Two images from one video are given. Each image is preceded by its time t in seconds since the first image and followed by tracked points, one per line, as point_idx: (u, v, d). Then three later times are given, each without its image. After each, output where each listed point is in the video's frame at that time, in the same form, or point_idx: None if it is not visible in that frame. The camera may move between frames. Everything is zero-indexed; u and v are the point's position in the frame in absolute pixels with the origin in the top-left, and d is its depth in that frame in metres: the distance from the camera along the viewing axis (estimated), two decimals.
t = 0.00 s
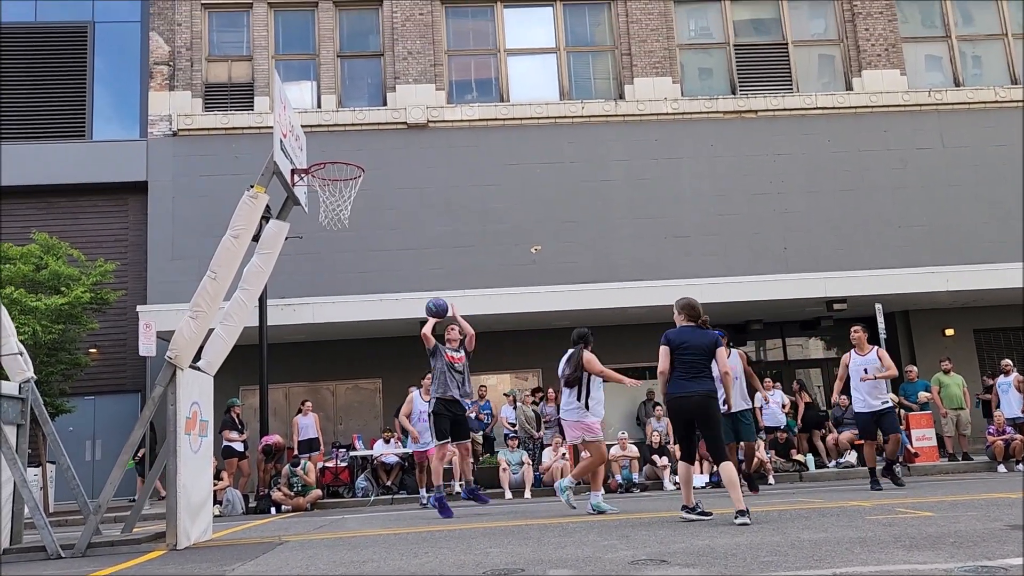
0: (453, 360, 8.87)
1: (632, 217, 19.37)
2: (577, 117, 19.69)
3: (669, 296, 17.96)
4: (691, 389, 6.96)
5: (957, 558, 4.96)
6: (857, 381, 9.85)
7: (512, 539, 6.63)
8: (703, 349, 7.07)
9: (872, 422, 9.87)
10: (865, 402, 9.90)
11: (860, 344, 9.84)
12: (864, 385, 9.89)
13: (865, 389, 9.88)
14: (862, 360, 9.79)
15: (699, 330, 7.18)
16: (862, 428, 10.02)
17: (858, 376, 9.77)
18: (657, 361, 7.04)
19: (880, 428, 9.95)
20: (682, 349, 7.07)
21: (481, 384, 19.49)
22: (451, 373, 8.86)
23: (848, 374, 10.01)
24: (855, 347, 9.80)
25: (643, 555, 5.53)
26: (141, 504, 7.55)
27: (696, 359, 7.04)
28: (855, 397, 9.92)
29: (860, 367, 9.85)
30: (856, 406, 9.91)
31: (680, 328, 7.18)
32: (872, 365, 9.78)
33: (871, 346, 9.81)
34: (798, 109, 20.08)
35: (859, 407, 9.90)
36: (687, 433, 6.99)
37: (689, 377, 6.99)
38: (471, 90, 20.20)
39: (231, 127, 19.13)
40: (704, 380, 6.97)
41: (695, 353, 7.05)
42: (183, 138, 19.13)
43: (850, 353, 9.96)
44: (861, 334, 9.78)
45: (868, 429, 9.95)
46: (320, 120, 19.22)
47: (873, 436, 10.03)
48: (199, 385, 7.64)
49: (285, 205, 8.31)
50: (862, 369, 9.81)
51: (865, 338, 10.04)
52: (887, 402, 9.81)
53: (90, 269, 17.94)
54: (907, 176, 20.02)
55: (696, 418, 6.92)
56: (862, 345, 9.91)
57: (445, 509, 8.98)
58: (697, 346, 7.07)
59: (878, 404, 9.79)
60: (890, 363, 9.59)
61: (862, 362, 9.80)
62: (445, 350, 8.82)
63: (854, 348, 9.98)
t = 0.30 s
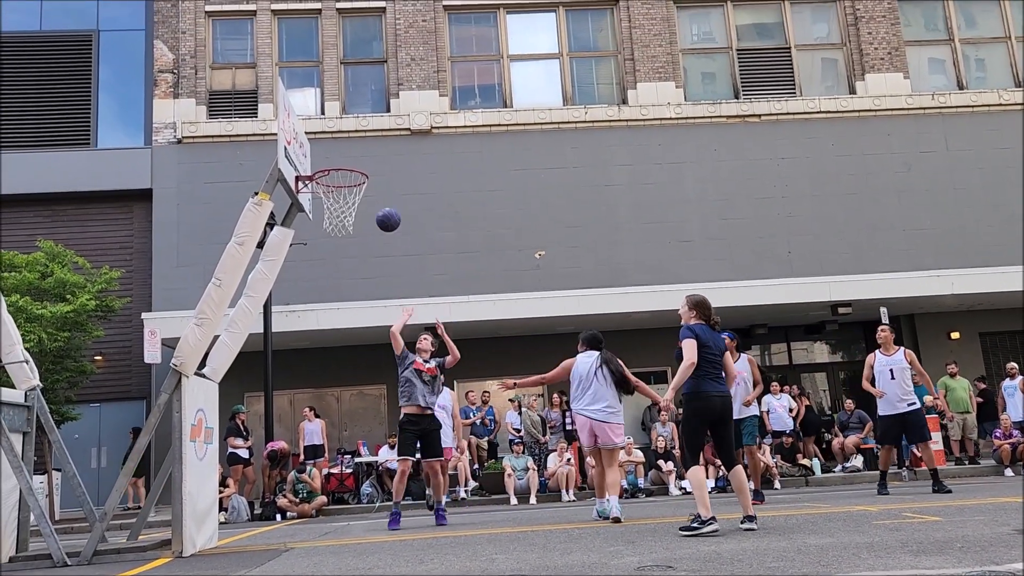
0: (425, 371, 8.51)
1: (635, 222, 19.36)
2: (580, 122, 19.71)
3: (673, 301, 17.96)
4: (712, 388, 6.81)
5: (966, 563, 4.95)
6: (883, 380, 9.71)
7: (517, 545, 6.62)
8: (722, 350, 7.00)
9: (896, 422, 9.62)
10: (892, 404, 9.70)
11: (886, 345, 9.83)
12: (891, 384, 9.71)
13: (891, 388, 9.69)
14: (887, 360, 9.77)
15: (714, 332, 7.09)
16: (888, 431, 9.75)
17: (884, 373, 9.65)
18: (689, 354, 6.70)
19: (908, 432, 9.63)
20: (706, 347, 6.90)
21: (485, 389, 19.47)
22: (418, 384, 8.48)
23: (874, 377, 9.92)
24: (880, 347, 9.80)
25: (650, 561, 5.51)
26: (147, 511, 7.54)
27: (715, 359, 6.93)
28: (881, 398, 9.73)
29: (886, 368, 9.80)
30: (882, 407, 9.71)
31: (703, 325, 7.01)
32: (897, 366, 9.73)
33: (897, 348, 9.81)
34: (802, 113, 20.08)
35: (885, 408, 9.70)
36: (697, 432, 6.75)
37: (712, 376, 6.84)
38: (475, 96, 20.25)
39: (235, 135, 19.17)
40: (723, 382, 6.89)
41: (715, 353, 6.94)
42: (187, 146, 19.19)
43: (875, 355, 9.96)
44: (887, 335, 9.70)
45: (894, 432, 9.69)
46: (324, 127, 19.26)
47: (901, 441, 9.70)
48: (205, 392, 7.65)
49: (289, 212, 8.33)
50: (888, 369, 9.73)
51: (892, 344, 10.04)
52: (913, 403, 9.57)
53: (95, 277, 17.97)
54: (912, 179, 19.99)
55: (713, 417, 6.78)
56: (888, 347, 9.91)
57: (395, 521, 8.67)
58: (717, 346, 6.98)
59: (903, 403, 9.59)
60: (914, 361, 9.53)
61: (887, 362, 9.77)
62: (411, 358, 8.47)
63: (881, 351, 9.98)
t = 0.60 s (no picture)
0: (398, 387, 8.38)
1: (638, 223, 19.36)
2: (582, 123, 19.71)
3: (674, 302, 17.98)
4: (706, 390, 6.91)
5: (969, 564, 4.94)
6: (903, 378, 9.40)
7: (521, 547, 6.62)
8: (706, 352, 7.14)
9: (915, 422, 9.34)
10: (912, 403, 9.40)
11: (907, 340, 9.46)
12: (912, 382, 9.41)
13: (912, 386, 9.39)
14: (908, 356, 9.44)
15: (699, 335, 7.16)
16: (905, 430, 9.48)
17: (904, 371, 9.35)
18: (697, 357, 6.70)
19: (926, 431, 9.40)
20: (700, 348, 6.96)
21: (488, 391, 19.46)
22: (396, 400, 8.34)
23: (894, 374, 9.61)
24: (901, 343, 9.46)
25: (653, 562, 5.51)
26: (151, 514, 7.55)
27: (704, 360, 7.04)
28: (902, 396, 9.44)
29: (907, 365, 9.48)
30: (903, 405, 9.43)
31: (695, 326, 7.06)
32: (918, 363, 9.42)
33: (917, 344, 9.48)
34: (804, 114, 20.07)
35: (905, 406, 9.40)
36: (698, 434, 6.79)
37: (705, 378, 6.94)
38: (477, 98, 20.27)
39: (237, 137, 19.20)
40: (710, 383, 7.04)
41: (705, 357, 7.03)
42: (189, 148, 19.22)
43: (893, 350, 9.62)
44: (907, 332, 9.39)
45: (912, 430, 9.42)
46: (326, 129, 19.29)
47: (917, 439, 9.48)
48: (207, 395, 7.66)
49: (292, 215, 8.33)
50: (909, 366, 9.41)
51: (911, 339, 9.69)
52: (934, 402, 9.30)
53: (98, 279, 18.00)
54: (914, 180, 19.98)
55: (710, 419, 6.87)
56: (908, 343, 9.56)
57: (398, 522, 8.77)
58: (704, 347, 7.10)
59: (924, 402, 9.30)
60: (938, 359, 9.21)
61: (908, 359, 9.44)
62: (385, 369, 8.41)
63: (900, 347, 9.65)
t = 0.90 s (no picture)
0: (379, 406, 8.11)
1: (638, 222, 19.35)
2: (582, 122, 19.71)
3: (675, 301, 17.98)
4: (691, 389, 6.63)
5: (970, 561, 4.94)
6: (910, 377, 9.38)
7: (522, 546, 6.62)
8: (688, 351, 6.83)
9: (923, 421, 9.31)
10: (921, 402, 9.37)
11: (912, 338, 9.45)
12: (918, 381, 9.38)
13: (918, 384, 9.37)
14: (914, 354, 9.41)
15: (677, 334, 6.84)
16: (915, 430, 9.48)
17: (911, 370, 9.33)
18: (681, 359, 6.37)
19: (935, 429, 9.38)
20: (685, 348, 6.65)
21: (489, 390, 19.47)
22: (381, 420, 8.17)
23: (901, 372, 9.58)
24: (907, 341, 9.45)
25: (654, 561, 5.51)
26: (152, 514, 7.55)
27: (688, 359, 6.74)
28: (908, 395, 9.41)
29: (914, 363, 9.47)
30: (909, 404, 9.40)
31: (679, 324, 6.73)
32: (925, 361, 9.39)
33: (924, 342, 9.45)
34: (804, 112, 20.06)
35: (915, 406, 9.38)
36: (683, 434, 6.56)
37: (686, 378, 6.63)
38: (477, 97, 20.27)
39: (237, 137, 19.20)
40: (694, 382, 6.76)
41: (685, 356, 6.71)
42: (190, 148, 19.23)
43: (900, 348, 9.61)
44: (913, 329, 9.37)
45: (921, 430, 9.41)
46: (326, 128, 19.29)
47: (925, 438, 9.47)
48: (209, 395, 7.66)
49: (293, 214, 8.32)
50: (916, 364, 9.39)
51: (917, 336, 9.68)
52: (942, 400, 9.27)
53: (99, 279, 17.99)
54: (915, 178, 19.97)
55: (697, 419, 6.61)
56: (914, 340, 9.56)
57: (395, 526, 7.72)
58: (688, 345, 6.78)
59: (930, 402, 9.28)
60: (943, 356, 9.19)
61: (914, 357, 9.41)
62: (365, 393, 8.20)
63: (905, 344, 9.62)
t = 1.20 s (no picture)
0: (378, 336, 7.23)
1: (637, 219, 19.35)
2: (581, 120, 19.71)
3: (674, 299, 17.98)
4: (643, 395, 6.03)
5: (969, 558, 4.95)
6: (908, 369, 9.37)
7: (523, 544, 6.62)
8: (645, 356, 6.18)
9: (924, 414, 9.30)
10: (920, 395, 9.35)
11: (911, 331, 9.47)
12: (918, 373, 9.36)
13: (918, 377, 9.37)
14: (913, 347, 9.40)
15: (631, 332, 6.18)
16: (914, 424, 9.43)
17: (909, 362, 9.33)
18: (610, 358, 5.77)
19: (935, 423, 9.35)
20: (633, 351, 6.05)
21: (489, 388, 19.48)
22: (373, 353, 7.20)
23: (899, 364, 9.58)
24: (904, 333, 9.43)
25: (654, 558, 5.51)
26: (152, 512, 7.54)
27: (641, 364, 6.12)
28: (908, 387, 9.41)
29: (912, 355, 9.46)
30: (910, 397, 9.39)
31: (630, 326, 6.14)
32: (923, 353, 9.38)
33: (922, 335, 9.48)
34: (803, 109, 20.06)
35: (914, 399, 9.34)
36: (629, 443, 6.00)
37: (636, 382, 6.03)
38: (475, 95, 20.23)
39: (236, 135, 19.18)
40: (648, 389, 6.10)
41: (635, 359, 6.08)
42: (189, 147, 19.21)
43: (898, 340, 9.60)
44: (911, 321, 9.41)
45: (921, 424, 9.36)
46: (325, 127, 19.27)
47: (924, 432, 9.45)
48: (208, 393, 7.67)
49: (292, 212, 8.28)
50: (914, 357, 9.37)
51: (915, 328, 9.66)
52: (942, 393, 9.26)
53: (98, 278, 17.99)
54: (913, 175, 19.97)
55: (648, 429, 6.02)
56: (912, 332, 9.54)
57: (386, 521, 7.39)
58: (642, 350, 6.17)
59: (931, 394, 9.27)
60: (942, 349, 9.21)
61: (914, 350, 9.40)
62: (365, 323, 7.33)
63: (903, 337, 9.61)
